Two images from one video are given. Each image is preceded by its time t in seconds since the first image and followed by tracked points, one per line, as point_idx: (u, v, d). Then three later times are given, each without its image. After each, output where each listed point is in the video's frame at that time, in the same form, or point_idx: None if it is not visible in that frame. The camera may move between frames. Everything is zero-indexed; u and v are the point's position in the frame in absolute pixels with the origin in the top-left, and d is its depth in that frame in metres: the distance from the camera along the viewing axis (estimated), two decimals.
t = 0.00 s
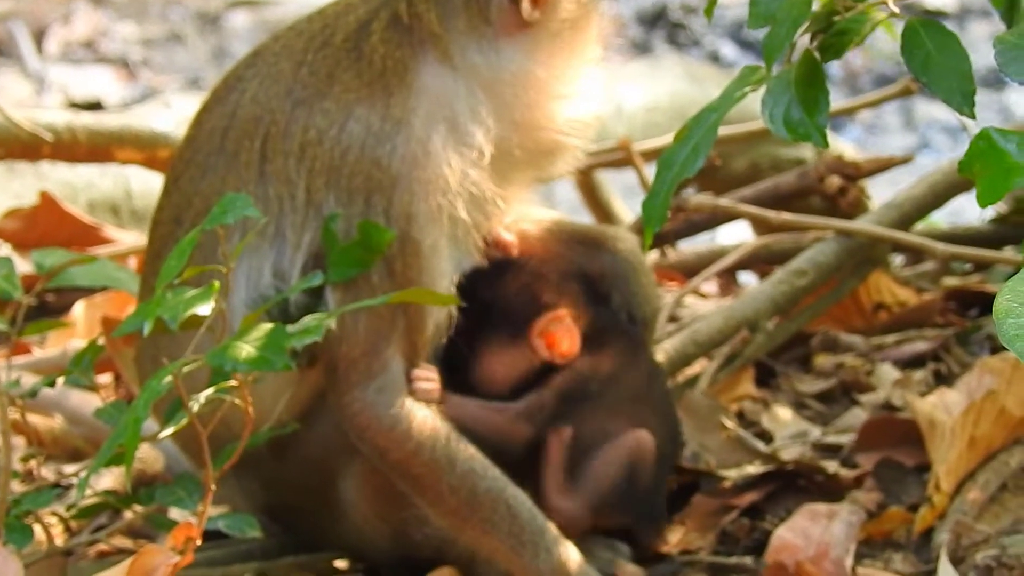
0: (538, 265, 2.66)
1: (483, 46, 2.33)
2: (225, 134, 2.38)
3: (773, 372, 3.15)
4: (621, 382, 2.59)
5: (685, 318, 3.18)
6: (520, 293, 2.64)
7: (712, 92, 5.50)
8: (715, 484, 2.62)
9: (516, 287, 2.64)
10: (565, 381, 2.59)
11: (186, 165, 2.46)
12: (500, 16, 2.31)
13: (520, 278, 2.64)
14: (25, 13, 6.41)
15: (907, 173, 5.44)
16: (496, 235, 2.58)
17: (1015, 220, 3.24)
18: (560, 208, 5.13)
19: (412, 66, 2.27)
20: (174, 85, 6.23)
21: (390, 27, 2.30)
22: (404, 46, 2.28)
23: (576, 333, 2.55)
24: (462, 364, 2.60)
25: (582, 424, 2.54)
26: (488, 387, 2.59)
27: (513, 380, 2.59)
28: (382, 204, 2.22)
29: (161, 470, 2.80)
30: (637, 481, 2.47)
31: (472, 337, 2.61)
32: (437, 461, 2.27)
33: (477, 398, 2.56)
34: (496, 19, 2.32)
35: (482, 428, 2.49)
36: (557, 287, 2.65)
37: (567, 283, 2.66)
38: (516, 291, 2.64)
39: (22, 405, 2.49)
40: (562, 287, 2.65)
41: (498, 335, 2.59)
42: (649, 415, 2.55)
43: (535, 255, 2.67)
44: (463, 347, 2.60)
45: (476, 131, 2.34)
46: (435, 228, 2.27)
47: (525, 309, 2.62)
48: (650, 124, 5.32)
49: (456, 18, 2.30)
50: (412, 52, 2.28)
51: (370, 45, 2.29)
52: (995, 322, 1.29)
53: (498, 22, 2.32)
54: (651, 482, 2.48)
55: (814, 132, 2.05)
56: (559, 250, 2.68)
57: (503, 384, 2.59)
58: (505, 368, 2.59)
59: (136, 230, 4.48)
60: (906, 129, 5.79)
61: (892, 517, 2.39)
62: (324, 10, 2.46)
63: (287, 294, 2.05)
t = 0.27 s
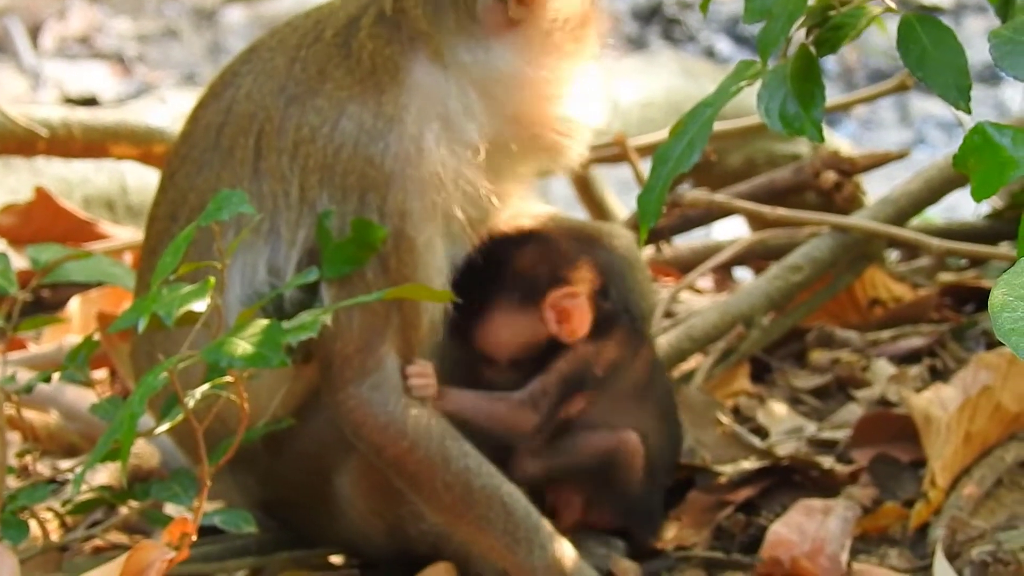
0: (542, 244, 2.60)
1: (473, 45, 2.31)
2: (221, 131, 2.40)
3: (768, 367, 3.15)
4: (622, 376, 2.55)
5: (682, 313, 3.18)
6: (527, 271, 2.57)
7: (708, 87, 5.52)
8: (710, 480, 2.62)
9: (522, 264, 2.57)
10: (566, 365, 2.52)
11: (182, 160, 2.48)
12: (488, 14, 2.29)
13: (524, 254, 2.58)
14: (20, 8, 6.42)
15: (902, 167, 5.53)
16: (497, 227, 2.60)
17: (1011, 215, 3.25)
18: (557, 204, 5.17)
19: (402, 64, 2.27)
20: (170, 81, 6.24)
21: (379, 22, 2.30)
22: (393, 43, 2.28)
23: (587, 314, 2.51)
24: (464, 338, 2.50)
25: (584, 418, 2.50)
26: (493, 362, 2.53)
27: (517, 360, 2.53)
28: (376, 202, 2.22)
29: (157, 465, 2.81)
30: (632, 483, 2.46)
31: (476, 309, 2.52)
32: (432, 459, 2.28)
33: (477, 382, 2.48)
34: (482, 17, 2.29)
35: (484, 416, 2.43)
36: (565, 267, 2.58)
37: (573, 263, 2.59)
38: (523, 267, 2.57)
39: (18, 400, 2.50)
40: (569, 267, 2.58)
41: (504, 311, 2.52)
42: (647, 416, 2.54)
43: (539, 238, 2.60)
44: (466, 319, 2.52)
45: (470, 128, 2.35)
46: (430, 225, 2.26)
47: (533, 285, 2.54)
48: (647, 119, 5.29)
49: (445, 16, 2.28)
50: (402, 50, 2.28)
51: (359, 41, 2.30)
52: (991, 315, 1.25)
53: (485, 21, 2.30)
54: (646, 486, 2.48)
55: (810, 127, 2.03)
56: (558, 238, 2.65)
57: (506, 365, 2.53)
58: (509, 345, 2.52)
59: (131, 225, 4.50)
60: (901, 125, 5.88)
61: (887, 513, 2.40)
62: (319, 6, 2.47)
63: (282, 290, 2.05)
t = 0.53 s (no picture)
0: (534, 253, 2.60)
1: (459, 40, 2.32)
2: (217, 126, 2.43)
3: (766, 361, 3.16)
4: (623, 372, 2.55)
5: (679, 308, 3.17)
6: (519, 281, 2.56)
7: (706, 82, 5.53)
8: (708, 474, 2.63)
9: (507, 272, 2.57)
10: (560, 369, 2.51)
11: (179, 155, 2.50)
12: (466, 11, 2.30)
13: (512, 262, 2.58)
14: (18, 3, 6.43)
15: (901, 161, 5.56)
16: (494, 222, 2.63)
17: (1009, 210, 3.25)
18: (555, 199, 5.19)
19: (391, 60, 2.27)
20: (168, 75, 6.26)
21: (363, 17, 2.31)
22: (379, 41, 2.29)
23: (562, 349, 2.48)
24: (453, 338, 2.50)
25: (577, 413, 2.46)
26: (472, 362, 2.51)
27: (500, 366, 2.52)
28: (372, 198, 2.21)
29: (155, 458, 2.83)
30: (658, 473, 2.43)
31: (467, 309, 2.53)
32: (428, 454, 2.27)
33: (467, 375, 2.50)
34: (461, 12, 2.30)
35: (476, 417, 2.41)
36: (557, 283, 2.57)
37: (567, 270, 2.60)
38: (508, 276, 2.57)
39: (16, 393, 2.50)
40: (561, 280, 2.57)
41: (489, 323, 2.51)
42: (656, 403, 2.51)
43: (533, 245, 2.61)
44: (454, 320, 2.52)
45: (464, 121, 2.35)
46: (426, 221, 2.27)
47: (520, 298, 2.54)
48: (645, 113, 5.29)
49: (428, 15, 2.30)
50: (390, 47, 2.28)
51: (344, 36, 2.31)
52: (987, 311, 1.21)
53: (466, 16, 2.31)
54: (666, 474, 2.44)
55: (809, 123, 2.04)
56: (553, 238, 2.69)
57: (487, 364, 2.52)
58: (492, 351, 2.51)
59: (129, 219, 4.51)
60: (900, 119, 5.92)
61: (885, 507, 2.40)
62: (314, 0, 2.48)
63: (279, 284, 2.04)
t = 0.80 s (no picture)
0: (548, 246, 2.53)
1: (448, 37, 2.33)
2: (215, 122, 2.43)
3: (767, 356, 3.16)
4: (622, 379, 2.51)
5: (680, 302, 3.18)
6: (529, 269, 2.50)
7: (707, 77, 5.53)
8: (708, 468, 2.63)
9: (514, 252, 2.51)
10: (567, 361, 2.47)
11: (177, 151, 2.51)
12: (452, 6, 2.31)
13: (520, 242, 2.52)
14: None
15: (901, 157, 5.55)
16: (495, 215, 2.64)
17: (1010, 205, 3.25)
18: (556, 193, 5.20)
19: (383, 58, 2.27)
20: (169, 69, 6.27)
21: (354, 14, 2.32)
22: (369, 39, 2.28)
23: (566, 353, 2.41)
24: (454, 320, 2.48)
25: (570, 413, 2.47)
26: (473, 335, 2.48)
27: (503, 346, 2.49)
28: (369, 195, 2.21)
29: (156, 452, 2.83)
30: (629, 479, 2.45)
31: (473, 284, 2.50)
32: (427, 451, 2.27)
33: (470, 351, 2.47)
34: (449, 8, 2.31)
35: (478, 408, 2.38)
36: (568, 278, 2.51)
37: (580, 265, 2.54)
38: (519, 256, 2.50)
39: (17, 387, 2.50)
40: (573, 275, 2.52)
41: (493, 305, 2.48)
42: (645, 414, 2.51)
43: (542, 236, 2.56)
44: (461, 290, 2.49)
45: (458, 117, 2.35)
46: (423, 218, 2.26)
47: (532, 287, 2.48)
48: (646, 107, 5.29)
49: (415, 11, 2.30)
50: (383, 44, 2.28)
51: (334, 33, 2.31)
52: (987, 303, 1.23)
53: (452, 13, 2.32)
54: (639, 481, 2.46)
55: (811, 117, 2.03)
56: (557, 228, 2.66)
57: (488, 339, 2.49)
58: (496, 330, 2.47)
59: (130, 212, 4.52)
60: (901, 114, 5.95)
61: (886, 502, 2.40)
62: None
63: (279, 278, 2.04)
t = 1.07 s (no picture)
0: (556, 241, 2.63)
1: (445, 31, 2.30)
2: (215, 117, 2.43)
3: (768, 350, 3.17)
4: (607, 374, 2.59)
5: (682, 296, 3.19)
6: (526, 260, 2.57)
7: (708, 71, 5.53)
8: (710, 462, 2.63)
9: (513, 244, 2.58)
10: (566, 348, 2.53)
11: (177, 145, 2.51)
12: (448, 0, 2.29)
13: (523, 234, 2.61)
14: None
15: (905, 151, 5.64)
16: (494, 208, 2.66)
17: (1011, 198, 3.26)
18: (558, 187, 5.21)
19: (381, 53, 2.27)
20: (171, 63, 6.28)
21: (352, 8, 2.32)
22: (367, 33, 2.29)
23: (559, 343, 2.49)
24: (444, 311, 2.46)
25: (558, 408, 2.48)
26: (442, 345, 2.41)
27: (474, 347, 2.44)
28: (367, 192, 2.22)
29: (158, 446, 2.84)
30: (619, 472, 2.47)
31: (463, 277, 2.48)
32: (426, 447, 2.27)
33: (442, 359, 2.39)
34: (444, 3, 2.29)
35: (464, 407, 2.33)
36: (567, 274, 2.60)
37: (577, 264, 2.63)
38: (522, 248, 2.58)
39: (19, 382, 2.50)
40: (569, 272, 2.61)
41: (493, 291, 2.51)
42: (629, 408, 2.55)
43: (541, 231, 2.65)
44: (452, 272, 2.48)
45: (456, 112, 2.33)
46: (421, 214, 2.25)
47: (529, 278, 2.56)
48: (648, 101, 5.30)
49: (413, 6, 2.29)
50: (381, 39, 2.28)
51: (332, 28, 2.32)
52: (991, 296, 1.19)
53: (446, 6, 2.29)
54: (635, 473, 2.48)
55: (812, 112, 2.03)
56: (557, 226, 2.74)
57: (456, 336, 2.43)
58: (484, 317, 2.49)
59: (132, 206, 4.54)
60: (902, 107, 5.98)
61: (887, 496, 2.41)
62: None
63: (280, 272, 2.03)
